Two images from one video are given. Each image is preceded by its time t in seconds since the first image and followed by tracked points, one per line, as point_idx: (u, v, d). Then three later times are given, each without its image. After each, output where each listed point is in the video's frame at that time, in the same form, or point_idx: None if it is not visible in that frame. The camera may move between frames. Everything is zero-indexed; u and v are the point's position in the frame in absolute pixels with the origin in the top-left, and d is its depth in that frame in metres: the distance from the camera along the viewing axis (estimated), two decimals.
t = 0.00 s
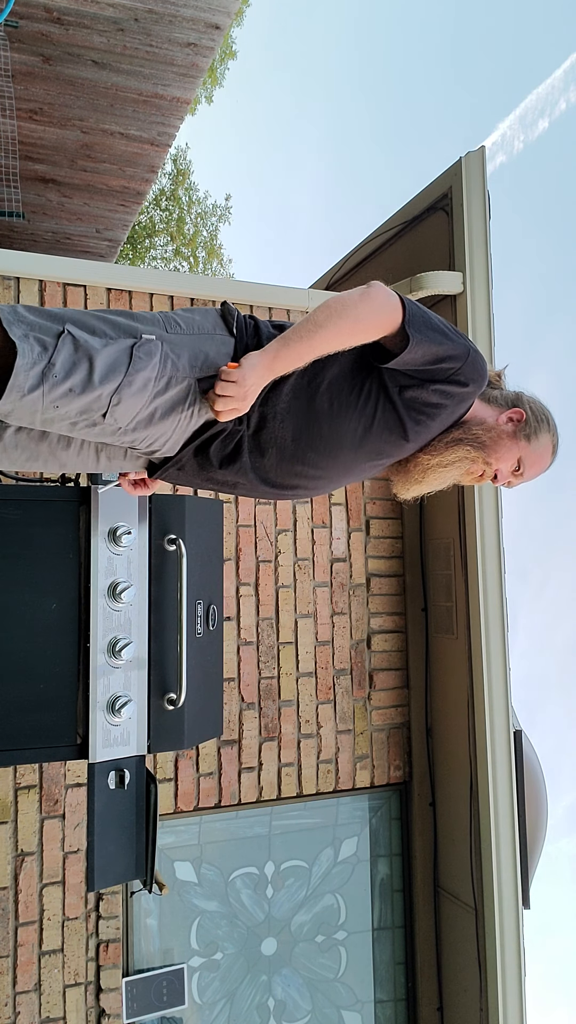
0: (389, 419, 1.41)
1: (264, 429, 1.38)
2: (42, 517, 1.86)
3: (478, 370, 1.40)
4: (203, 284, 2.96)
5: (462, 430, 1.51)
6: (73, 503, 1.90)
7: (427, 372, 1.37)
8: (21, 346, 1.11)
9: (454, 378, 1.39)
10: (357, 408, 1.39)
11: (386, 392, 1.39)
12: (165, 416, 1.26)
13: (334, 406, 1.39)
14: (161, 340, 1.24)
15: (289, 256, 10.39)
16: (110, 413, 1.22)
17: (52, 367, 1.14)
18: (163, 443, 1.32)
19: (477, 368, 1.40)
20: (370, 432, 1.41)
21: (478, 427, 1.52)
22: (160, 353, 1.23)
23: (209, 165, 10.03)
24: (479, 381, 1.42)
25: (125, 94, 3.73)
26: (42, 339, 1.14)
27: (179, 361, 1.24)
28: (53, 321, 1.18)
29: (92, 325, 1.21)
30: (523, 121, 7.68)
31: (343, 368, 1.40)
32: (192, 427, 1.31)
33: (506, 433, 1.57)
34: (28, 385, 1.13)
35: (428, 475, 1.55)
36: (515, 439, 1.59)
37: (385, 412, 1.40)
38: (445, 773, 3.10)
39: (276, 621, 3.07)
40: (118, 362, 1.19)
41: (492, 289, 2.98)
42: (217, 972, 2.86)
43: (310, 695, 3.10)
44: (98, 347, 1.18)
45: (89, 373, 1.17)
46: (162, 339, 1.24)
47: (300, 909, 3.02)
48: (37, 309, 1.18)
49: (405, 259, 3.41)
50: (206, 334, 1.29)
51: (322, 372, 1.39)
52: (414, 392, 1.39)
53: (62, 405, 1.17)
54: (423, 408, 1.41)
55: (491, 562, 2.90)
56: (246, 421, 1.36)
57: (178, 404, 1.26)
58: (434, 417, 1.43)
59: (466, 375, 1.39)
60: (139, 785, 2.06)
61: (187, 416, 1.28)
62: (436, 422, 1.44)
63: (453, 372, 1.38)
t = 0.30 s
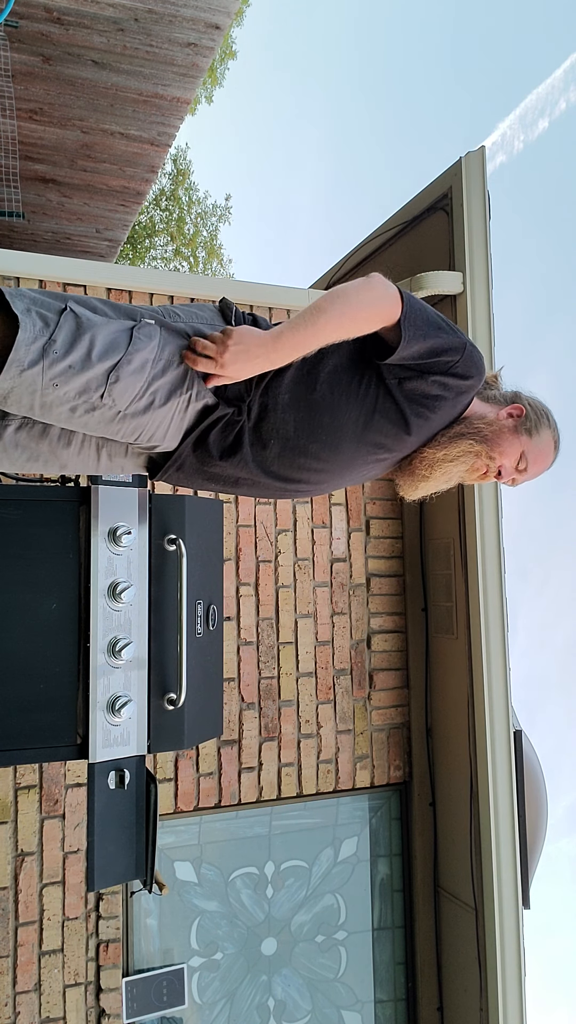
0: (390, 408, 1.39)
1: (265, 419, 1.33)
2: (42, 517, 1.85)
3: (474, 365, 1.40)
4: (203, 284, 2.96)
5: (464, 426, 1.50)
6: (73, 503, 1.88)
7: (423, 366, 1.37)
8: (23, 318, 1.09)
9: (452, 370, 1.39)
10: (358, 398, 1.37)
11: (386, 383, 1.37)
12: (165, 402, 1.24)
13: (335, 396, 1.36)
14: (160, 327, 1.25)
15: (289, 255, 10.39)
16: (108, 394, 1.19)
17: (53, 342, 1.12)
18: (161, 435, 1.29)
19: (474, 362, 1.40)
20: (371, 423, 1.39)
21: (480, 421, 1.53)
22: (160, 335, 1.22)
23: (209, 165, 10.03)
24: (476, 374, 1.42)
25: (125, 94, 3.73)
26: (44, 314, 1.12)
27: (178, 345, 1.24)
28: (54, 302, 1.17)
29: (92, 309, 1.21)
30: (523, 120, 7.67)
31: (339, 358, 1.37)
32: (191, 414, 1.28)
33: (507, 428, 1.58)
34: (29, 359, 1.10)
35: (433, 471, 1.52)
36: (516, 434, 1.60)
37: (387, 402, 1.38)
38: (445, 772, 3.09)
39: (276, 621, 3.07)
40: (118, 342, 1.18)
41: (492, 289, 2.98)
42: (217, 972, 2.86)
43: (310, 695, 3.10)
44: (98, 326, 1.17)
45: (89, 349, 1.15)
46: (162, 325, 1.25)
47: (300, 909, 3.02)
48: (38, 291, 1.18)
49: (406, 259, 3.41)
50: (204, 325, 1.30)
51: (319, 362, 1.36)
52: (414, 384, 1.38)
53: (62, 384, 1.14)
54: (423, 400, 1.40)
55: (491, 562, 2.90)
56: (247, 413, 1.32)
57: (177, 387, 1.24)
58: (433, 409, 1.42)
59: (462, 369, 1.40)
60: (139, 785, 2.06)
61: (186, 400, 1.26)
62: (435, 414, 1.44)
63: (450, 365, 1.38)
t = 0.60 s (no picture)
0: (393, 409, 1.38)
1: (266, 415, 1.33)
2: (42, 516, 1.85)
3: (483, 371, 1.40)
4: (203, 284, 2.96)
5: (467, 431, 1.49)
6: (73, 502, 1.88)
7: (433, 363, 1.37)
8: (20, 318, 1.10)
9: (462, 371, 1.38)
10: (359, 399, 1.36)
11: (388, 383, 1.37)
12: (164, 401, 1.24)
13: (337, 396, 1.35)
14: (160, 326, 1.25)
15: (289, 256, 10.39)
16: (106, 393, 1.19)
17: (51, 342, 1.12)
18: (160, 434, 1.29)
19: (483, 368, 1.40)
20: (373, 423, 1.37)
21: (483, 426, 1.52)
22: (160, 335, 1.24)
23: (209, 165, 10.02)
24: (484, 380, 1.41)
25: (125, 94, 3.73)
26: (42, 313, 1.13)
27: (177, 345, 1.25)
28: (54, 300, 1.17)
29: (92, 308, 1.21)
30: (523, 120, 7.66)
31: (341, 362, 1.38)
32: (190, 413, 1.29)
33: (509, 433, 1.58)
34: (26, 359, 1.11)
35: (435, 477, 1.51)
36: (518, 439, 1.59)
37: (389, 402, 1.37)
38: (445, 772, 3.09)
39: (276, 621, 3.07)
40: (117, 341, 1.19)
41: (492, 289, 2.98)
42: (217, 972, 2.86)
43: (310, 695, 3.10)
44: (97, 325, 1.18)
45: (87, 348, 1.16)
46: (161, 325, 1.25)
47: (300, 909, 3.02)
48: (38, 291, 1.18)
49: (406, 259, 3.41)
50: (204, 325, 1.31)
51: (321, 365, 1.37)
52: (421, 383, 1.38)
53: (60, 384, 1.15)
54: (428, 402, 1.39)
55: (491, 562, 2.90)
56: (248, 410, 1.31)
57: (176, 386, 1.25)
58: (439, 412, 1.41)
59: (473, 371, 1.38)
60: (139, 786, 2.06)
61: (185, 399, 1.26)
62: (440, 418, 1.42)
63: (459, 365, 1.37)
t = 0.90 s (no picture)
0: (397, 415, 1.38)
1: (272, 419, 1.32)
2: (42, 517, 1.85)
3: (489, 379, 1.39)
4: (203, 284, 2.96)
5: (469, 434, 1.48)
6: (73, 503, 1.88)
7: (440, 368, 1.37)
8: (21, 329, 1.10)
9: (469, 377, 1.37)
10: (364, 401, 1.36)
11: (394, 388, 1.37)
12: (165, 406, 1.24)
13: (343, 399, 1.35)
14: (162, 331, 1.25)
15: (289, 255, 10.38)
16: (107, 401, 1.19)
17: (51, 351, 1.13)
18: (161, 439, 1.28)
19: (489, 376, 1.39)
20: (378, 429, 1.37)
21: (485, 430, 1.51)
22: (160, 340, 1.23)
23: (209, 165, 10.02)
24: (490, 387, 1.40)
25: (125, 94, 3.73)
26: (43, 323, 1.13)
27: (179, 350, 1.24)
28: (54, 308, 1.17)
29: (92, 314, 1.21)
30: (523, 120, 7.66)
31: (348, 362, 1.37)
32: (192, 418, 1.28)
33: (511, 438, 1.56)
34: (27, 370, 1.11)
35: (434, 481, 1.51)
36: (520, 444, 1.58)
37: (394, 408, 1.37)
38: (445, 772, 3.10)
39: (276, 620, 3.07)
40: (117, 348, 1.19)
41: (492, 288, 2.98)
42: (217, 972, 2.86)
43: (310, 695, 3.10)
44: (98, 333, 1.18)
45: (88, 357, 1.16)
46: (163, 330, 1.25)
47: (300, 909, 3.02)
48: (39, 298, 1.18)
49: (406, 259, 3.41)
50: (207, 327, 1.29)
51: (328, 364, 1.35)
52: (428, 390, 1.37)
53: (61, 393, 1.15)
54: (433, 409, 1.39)
55: (491, 562, 2.90)
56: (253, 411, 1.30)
57: (177, 391, 1.24)
58: (445, 419, 1.41)
59: (479, 378, 1.38)
60: (139, 786, 2.06)
61: (186, 404, 1.25)
62: (444, 427, 1.43)
63: (466, 371, 1.37)
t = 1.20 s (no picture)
0: (398, 418, 1.38)
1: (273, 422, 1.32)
2: (41, 517, 1.84)
3: (489, 388, 1.37)
4: (203, 284, 2.95)
5: (469, 442, 1.48)
6: (72, 503, 1.88)
7: (440, 378, 1.35)
8: (21, 331, 1.09)
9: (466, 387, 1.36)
10: (364, 403, 1.35)
11: (395, 389, 1.37)
12: (165, 409, 1.24)
13: (344, 402, 1.35)
14: (163, 333, 1.24)
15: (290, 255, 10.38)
16: (107, 403, 1.19)
17: (52, 354, 1.12)
18: (160, 440, 1.29)
19: (489, 384, 1.37)
20: (378, 434, 1.37)
21: (485, 437, 1.50)
22: (161, 343, 1.22)
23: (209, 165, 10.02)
24: (490, 396, 1.39)
25: (125, 94, 3.73)
26: (43, 325, 1.12)
27: (180, 353, 1.23)
28: (55, 307, 1.16)
29: (94, 314, 1.20)
30: (523, 120, 7.66)
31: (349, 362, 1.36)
32: (191, 420, 1.28)
33: (511, 444, 1.56)
34: (27, 372, 1.11)
35: (434, 487, 1.51)
36: (521, 450, 1.57)
37: (395, 410, 1.37)
38: (445, 772, 3.09)
39: (276, 620, 3.07)
40: (118, 351, 1.18)
41: (492, 288, 2.98)
42: (217, 972, 2.86)
43: (310, 695, 3.10)
44: (99, 335, 1.17)
45: (89, 360, 1.15)
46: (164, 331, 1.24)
47: (300, 909, 3.02)
48: (39, 296, 1.17)
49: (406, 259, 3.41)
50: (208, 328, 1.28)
51: (330, 364, 1.35)
52: (427, 398, 1.37)
53: (61, 395, 1.15)
54: (434, 414, 1.39)
55: (491, 562, 2.90)
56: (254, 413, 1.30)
57: (177, 394, 1.24)
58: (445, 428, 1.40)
59: (480, 384, 1.37)
60: (139, 785, 2.06)
61: (186, 407, 1.26)
62: (445, 434, 1.42)
63: (465, 380, 1.35)
